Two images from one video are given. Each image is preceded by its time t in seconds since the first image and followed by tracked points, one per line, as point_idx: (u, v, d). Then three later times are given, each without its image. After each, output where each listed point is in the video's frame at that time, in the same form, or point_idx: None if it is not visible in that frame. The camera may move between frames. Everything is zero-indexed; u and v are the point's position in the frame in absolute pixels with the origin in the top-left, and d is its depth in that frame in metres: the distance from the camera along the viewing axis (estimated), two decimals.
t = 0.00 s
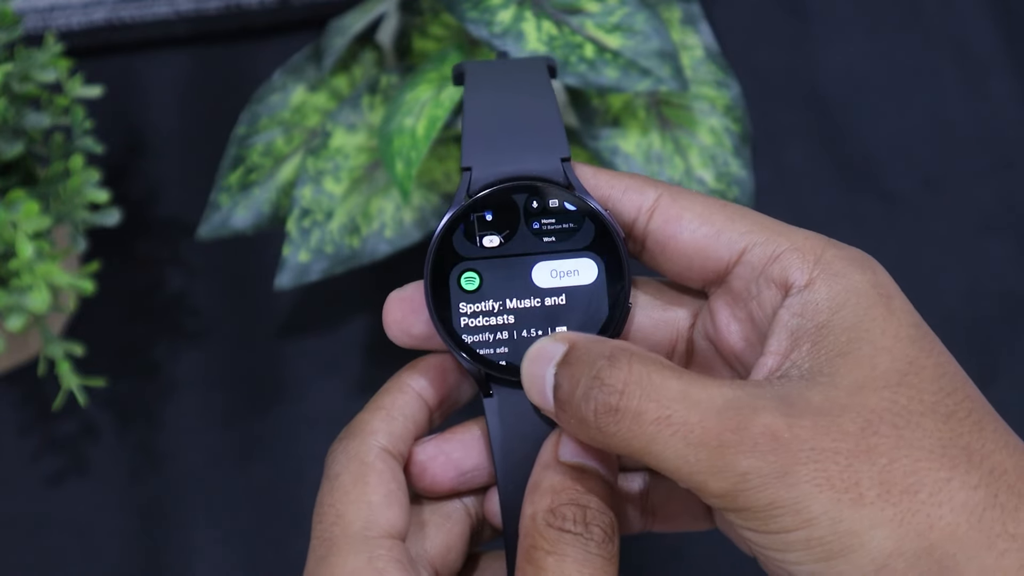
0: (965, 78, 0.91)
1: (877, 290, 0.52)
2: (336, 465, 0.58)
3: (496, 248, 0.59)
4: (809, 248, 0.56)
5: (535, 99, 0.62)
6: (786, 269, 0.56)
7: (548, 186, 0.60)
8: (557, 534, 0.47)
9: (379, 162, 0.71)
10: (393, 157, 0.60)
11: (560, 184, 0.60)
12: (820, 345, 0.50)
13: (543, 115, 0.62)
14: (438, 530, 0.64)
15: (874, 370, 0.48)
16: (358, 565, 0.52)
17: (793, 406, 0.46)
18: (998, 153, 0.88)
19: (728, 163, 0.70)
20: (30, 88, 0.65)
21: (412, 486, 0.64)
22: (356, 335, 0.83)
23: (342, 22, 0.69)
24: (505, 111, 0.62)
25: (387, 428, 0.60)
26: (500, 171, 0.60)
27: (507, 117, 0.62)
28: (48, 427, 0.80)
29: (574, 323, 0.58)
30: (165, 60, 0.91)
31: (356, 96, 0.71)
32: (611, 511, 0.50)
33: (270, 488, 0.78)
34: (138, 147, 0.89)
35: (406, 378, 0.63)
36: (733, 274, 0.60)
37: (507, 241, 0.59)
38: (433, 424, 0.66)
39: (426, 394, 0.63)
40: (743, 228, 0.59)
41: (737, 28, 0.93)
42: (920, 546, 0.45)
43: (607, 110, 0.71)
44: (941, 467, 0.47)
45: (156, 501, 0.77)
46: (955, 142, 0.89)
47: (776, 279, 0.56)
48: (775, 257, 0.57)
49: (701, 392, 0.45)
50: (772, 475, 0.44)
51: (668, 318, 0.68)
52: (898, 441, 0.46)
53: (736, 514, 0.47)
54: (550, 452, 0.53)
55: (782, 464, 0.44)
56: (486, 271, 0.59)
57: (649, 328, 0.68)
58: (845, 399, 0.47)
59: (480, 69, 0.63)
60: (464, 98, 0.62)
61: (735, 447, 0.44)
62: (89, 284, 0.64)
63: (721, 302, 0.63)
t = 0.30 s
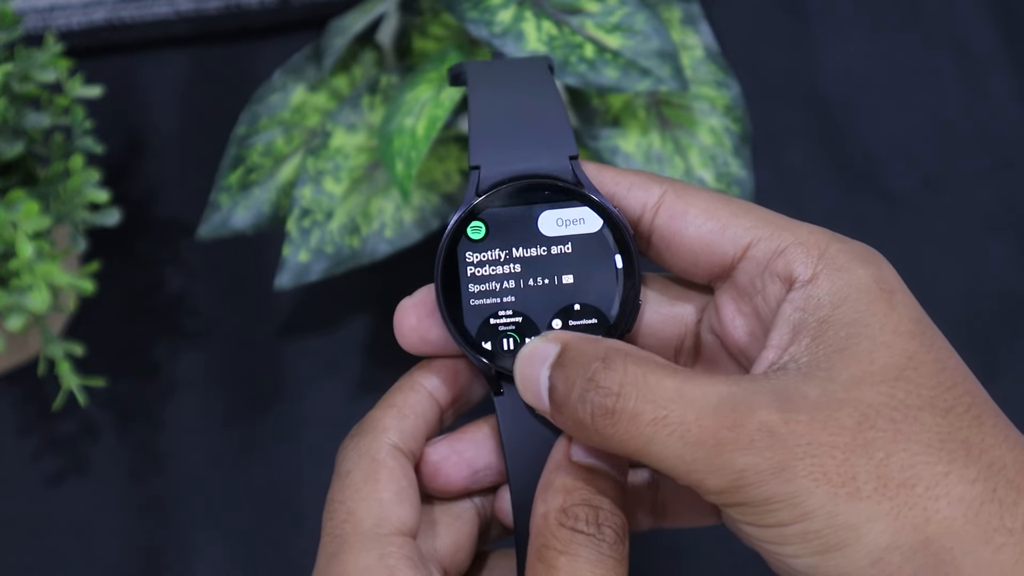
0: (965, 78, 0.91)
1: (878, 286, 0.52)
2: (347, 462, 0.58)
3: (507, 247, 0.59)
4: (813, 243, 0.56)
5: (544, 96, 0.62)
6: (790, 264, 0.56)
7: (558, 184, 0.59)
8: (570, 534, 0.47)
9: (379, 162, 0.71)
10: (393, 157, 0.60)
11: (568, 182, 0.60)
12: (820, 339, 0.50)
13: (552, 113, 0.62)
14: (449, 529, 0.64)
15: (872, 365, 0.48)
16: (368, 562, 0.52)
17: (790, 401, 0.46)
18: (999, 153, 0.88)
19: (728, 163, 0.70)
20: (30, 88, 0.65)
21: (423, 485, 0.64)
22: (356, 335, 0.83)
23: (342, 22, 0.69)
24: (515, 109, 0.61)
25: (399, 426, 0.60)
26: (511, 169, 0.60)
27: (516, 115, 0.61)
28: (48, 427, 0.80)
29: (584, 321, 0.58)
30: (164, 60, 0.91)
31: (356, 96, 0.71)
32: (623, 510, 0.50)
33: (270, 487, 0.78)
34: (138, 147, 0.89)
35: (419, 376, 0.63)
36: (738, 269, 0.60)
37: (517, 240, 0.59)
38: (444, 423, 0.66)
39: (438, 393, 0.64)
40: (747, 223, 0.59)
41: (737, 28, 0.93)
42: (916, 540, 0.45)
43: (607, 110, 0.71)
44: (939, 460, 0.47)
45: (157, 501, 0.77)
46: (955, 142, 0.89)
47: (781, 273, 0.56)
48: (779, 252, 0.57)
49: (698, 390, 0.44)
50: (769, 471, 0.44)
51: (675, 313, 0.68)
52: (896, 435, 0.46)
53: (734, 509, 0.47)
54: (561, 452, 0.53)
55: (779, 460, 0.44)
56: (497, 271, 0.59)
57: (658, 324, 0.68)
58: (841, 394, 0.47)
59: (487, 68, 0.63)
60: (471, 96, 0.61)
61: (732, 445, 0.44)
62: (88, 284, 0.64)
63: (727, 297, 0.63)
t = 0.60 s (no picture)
0: (964, 78, 0.91)
1: (875, 289, 0.52)
2: (359, 475, 0.58)
3: (517, 260, 0.59)
4: (811, 248, 0.56)
5: (550, 107, 0.62)
6: (789, 269, 0.56)
7: (566, 195, 0.59)
8: (579, 547, 0.47)
9: (380, 162, 0.71)
10: (393, 157, 0.60)
11: (577, 193, 0.59)
12: (813, 343, 0.50)
13: (558, 123, 0.61)
14: (459, 542, 0.64)
15: (865, 368, 0.48)
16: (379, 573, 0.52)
17: (781, 406, 0.46)
18: (998, 153, 0.88)
19: (728, 163, 0.70)
20: (30, 88, 0.65)
21: (435, 500, 0.64)
22: (356, 335, 0.83)
23: (342, 22, 0.70)
24: (521, 119, 0.61)
25: (411, 439, 0.60)
26: (517, 179, 0.59)
27: (522, 126, 0.61)
28: (48, 427, 0.80)
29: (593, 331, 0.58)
30: (165, 60, 0.91)
31: (356, 96, 0.71)
32: (631, 523, 0.50)
33: (270, 488, 0.78)
34: (138, 147, 0.89)
35: (432, 391, 0.63)
36: (738, 275, 0.60)
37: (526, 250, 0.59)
38: (456, 438, 0.66)
39: (450, 408, 0.63)
40: (746, 230, 0.59)
41: (737, 28, 0.93)
42: (905, 542, 0.45)
43: (607, 110, 0.71)
44: (932, 463, 0.47)
45: (156, 501, 0.77)
46: (955, 142, 0.89)
47: (779, 279, 0.56)
48: (778, 257, 0.57)
49: (689, 400, 0.45)
50: (761, 476, 0.44)
51: (681, 321, 0.68)
52: (887, 438, 0.46)
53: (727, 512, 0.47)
54: (569, 466, 0.53)
55: (770, 465, 0.44)
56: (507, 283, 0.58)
57: (664, 333, 0.68)
58: (833, 398, 0.47)
59: (492, 78, 0.62)
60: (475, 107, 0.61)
61: (723, 453, 0.44)
62: (88, 283, 0.64)
63: (728, 302, 0.62)
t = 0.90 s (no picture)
0: (965, 78, 0.91)
1: (891, 279, 0.53)
2: (349, 474, 0.58)
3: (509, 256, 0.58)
4: (813, 244, 0.56)
5: (538, 108, 0.63)
6: (793, 266, 0.56)
7: (556, 193, 0.59)
8: (571, 544, 0.47)
9: (379, 162, 0.71)
10: (393, 157, 0.60)
11: (568, 192, 0.60)
12: (856, 312, 0.51)
13: (548, 123, 0.62)
14: (449, 541, 0.64)
15: (922, 334, 0.49)
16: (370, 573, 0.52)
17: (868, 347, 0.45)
18: (999, 152, 0.88)
19: (728, 163, 0.70)
20: (30, 88, 0.65)
21: (424, 499, 0.64)
22: (356, 335, 0.83)
23: (342, 22, 0.69)
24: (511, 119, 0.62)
25: (401, 438, 0.60)
26: (510, 180, 0.60)
27: (513, 125, 0.61)
28: (48, 427, 0.80)
29: (585, 328, 0.58)
30: (164, 60, 0.91)
31: (356, 96, 0.71)
32: (624, 520, 0.50)
33: (270, 487, 0.78)
34: (138, 147, 0.89)
35: (421, 389, 0.63)
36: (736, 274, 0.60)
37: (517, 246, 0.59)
38: (446, 436, 0.66)
39: (439, 406, 0.63)
40: (744, 229, 0.59)
41: (737, 27, 0.93)
42: (967, 518, 0.45)
43: (607, 110, 0.71)
44: (981, 444, 0.47)
45: (157, 501, 0.77)
46: (955, 142, 0.89)
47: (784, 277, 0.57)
48: (779, 255, 0.57)
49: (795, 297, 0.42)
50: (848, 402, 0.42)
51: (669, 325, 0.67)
52: (951, 412, 0.46)
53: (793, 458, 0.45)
54: (563, 459, 0.53)
55: (858, 393, 0.42)
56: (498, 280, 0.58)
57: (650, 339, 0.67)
58: (905, 355, 0.47)
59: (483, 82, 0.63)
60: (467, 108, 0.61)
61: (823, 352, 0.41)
62: (88, 283, 0.64)
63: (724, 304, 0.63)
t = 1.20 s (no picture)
0: (965, 77, 0.91)
1: (878, 287, 0.52)
2: (337, 481, 0.58)
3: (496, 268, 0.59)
4: (802, 251, 0.56)
5: (527, 115, 0.62)
6: (782, 274, 0.56)
7: (544, 202, 0.59)
8: (558, 550, 0.47)
9: (379, 162, 0.71)
10: (393, 157, 0.60)
11: (554, 201, 0.59)
12: (835, 334, 0.51)
13: (537, 129, 0.62)
14: (439, 547, 0.64)
15: (890, 360, 0.48)
16: None
17: (826, 386, 0.46)
18: (999, 152, 0.88)
19: (728, 163, 0.70)
20: (30, 88, 0.65)
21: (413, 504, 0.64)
22: (356, 335, 0.83)
23: (342, 22, 0.69)
24: (499, 126, 0.61)
25: (389, 445, 0.60)
26: (497, 187, 0.60)
27: (500, 132, 0.61)
28: (48, 427, 0.80)
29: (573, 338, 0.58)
30: (165, 60, 0.91)
31: (356, 96, 0.71)
32: (612, 526, 0.50)
33: (270, 488, 0.78)
34: (138, 146, 0.89)
35: (408, 395, 0.63)
36: (726, 282, 0.61)
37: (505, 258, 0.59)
38: (435, 441, 0.66)
39: (427, 412, 0.63)
40: (733, 238, 0.60)
41: (737, 27, 0.93)
42: (948, 531, 0.45)
43: (607, 111, 0.71)
44: (962, 454, 0.47)
45: (157, 501, 0.77)
46: (954, 142, 0.89)
47: (773, 285, 0.57)
48: (769, 262, 0.57)
49: (736, 362, 0.44)
50: (804, 448, 0.43)
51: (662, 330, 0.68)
52: (923, 427, 0.46)
53: (758, 495, 0.45)
54: (552, 465, 0.53)
55: (813, 437, 0.43)
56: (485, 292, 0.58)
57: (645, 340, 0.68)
58: (868, 384, 0.47)
59: (471, 89, 0.62)
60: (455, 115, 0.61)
61: (766, 413, 0.42)
62: (88, 283, 0.64)
63: (716, 311, 0.64)
